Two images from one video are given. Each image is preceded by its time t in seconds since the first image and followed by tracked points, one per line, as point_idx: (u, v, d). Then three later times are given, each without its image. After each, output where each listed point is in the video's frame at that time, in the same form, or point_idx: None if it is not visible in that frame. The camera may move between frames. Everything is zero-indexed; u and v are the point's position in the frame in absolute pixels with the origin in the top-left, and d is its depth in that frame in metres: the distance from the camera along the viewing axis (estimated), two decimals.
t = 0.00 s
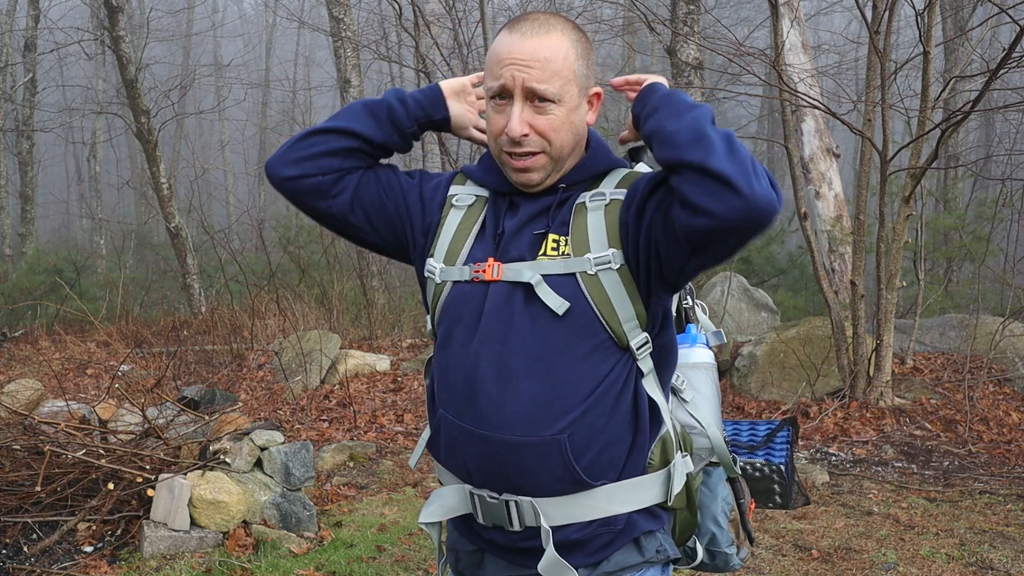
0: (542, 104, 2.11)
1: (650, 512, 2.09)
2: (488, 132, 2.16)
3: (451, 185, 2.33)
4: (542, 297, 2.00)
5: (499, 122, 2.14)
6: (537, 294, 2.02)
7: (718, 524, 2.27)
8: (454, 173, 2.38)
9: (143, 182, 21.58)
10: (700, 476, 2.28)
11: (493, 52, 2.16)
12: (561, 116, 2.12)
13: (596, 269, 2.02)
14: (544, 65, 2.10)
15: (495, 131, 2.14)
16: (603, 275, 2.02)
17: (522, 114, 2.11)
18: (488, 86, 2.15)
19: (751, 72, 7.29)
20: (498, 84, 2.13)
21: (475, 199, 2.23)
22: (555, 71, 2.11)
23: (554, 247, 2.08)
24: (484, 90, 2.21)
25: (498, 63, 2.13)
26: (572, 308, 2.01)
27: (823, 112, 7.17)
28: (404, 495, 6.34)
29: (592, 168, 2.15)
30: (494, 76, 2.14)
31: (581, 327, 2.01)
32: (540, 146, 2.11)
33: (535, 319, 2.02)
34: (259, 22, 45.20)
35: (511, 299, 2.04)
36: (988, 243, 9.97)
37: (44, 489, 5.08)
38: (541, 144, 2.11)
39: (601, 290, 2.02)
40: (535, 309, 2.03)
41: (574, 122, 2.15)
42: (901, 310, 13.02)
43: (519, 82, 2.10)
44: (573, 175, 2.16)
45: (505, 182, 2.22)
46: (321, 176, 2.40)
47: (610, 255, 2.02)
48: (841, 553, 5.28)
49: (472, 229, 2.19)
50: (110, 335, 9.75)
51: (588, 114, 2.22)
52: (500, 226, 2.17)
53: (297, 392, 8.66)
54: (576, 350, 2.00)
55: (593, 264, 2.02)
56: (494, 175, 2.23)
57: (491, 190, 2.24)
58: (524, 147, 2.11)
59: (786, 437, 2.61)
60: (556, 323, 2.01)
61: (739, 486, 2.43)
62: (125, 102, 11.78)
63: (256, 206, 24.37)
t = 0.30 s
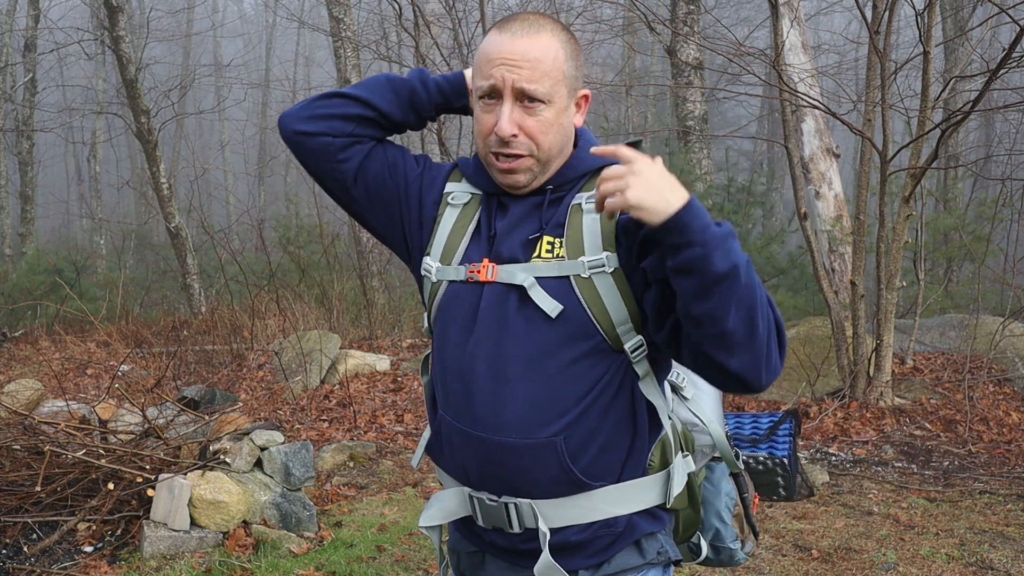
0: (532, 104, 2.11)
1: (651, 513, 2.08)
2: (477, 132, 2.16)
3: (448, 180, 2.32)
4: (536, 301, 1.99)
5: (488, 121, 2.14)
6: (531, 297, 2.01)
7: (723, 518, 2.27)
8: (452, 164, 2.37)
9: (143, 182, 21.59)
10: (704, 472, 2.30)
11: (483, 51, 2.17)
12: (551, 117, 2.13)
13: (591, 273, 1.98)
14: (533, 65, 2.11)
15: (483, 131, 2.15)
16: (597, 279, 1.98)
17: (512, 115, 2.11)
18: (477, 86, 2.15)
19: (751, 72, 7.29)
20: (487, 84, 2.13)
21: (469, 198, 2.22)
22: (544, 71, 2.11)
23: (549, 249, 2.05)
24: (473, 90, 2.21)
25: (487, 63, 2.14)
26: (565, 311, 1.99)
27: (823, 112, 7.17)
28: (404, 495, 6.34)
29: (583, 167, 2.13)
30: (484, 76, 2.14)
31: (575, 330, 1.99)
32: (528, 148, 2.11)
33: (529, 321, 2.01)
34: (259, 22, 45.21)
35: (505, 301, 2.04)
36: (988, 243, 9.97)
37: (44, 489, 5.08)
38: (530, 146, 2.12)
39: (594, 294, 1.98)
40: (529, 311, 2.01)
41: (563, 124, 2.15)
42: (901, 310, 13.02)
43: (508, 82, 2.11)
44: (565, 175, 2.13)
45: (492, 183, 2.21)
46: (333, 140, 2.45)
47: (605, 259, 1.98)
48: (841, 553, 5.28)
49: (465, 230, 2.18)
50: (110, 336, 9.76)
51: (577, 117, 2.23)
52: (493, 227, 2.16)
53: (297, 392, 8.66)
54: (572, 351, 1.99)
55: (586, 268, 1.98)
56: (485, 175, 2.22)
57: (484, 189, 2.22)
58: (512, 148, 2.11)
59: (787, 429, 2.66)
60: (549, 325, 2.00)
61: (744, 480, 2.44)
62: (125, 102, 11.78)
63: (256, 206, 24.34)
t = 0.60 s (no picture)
0: (548, 103, 2.10)
1: (645, 518, 2.07)
2: (494, 130, 2.14)
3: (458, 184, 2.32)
4: (544, 302, 1.99)
5: (505, 120, 2.12)
6: (538, 299, 2.01)
7: (724, 531, 2.30)
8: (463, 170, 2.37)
9: (143, 182, 21.59)
10: (709, 481, 2.31)
11: (500, 49, 2.16)
12: (568, 116, 2.11)
13: (599, 278, 1.98)
14: (551, 63, 2.10)
15: (500, 129, 2.13)
16: (606, 284, 1.98)
17: (529, 113, 2.09)
18: (494, 84, 2.14)
19: (751, 72, 7.29)
20: (504, 82, 2.12)
21: (479, 199, 2.22)
22: (562, 69, 2.10)
23: (559, 252, 2.05)
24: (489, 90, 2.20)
25: (506, 60, 2.13)
26: (572, 314, 1.99)
27: (823, 112, 7.17)
28: (404, 495, 6.34)
29: (597, 170, 2.13)
30: (501, 74, 2.13)
31: (578, 333, 1.99)
32: (545, 146, 2.09)
33: (535, 323, 2.01)
34: (259, 22, 45.20)
35: (510, 302, 2.04)
36: (988, 243, 9.97)
37: (44, 489, 5.08)
38: (546, 144, 2.10)
39: (604, 300, 1.98)
40: (536, 313, 2.01)
41: (580, 123, 2.13)
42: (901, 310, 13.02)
43: (526, 80, 2.10)
44: (580, 177, 2.13)
45: (509, 184, 2.20)
46: (320, 202, 2.46)
47: (614, 264, 1.98)
48: (841, 553, 5.28)
49: (476, 231, 2.19)
50: (110, 336, 9.76)
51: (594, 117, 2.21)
52: (504, 229, 2.17)
53: (297, 392, 8.66)
54: (573, 356, 1.98)
55: (596, 272, 1.98)
56: (499, 174, 2.21)
57: (497, 189, 2.22)
58: (528, 147, 2.09)
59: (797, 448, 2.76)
60: (555, 328, 1.99)
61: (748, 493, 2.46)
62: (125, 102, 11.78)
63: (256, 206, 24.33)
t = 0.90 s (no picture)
0: (565, 105, 2.09)
1: (655, 522, 2.07)
2: (508, 130, 2.13)
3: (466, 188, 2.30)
4: (554, 307, 1.97)
5: (520, 120, 2.11)
6: (548, 306, 1.99)
7: (738, 532, 2.25)
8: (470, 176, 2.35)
9: (143, 182, 21.60)
10: (722, 482, 2.26)
11: (518, 48, 2.14)
12: (583, 119, 2.10)
13: (608, 284, 1.94)
14: (570, 65, 2.09)
15: (514, 129, 2.11)
16: (615, 291, 1.94)
17: (545, 114, 2.08)
18: (510, 83, 2.12)
19: (751, 72, 7.29)
20: (521, 81, 2.10)
21: (487, 202, 2.21)
22: (581, 71, 2.09)
23: (569, 258, 2.02)
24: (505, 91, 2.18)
25: (522, 60, 2.12)
26: (582, 319, 1.96)
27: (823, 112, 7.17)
28: (404, 495, 6.34)
29: (610, 174, 2.09)
30: (518, 74, 2.11)
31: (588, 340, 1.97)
32: (559, 148, 2.08)
33: (548, 329, 1.99)
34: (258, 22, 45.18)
35: (521, 308, 2.02)
36: (988, 243, 9.97)
37: (44, 489, 5.08)
38: (561, 146, 2.08)
39: (613, 307, 1.94)
40: (548, 320, 2.00)
41: (596, 126, 2.12)
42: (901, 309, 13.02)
43: (544, 80, 2.08)
44: (592, 182, 2.10)
45: (521, 186, 2.18)
46: (368, 299, 2.41)
47: (624, 271, 1.93)
48: (841, 553, 5.28)
49: (485, 235, 2.17)
50: (110, 336, 9.76)
51: (610, 122, 2.21)
52: (514, 233, 2.14)
53: (297, 391, 8.66)
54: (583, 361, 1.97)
55: (605, 279, 1.94)
56: (510, 178, 2.20)
57: (505, 193, 2.21)
58: (543, 149, 2.08)
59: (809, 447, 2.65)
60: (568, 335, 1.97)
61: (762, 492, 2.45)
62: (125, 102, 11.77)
63: (256, 207, 24.28)
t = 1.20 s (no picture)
0: (575, 109, 2.04)
1: (658, 524, 2.04)
2: (515, 134, 2.08)
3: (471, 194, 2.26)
4: (554, 323, 1.94)
5: (529, 123, 2.06)
6: (549, 321, 1.96)
7: (757, 523, 2.27)
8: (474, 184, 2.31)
9: (143, 182, 21.60)
10: (743, 472, 2.28)
11: (530, 52, 2.10)
12: (592, 125, 2.05)
13: (608, 301, 1.91)
14: (582, 69, 2.04)
15: (522, 132, 2.06)
16: (614, 308, 1.91)
17: (554, 117, 2.03)
18: (521, 86, 2.08)
19: (751, 72, 7.29)
20: (532, 84, 2.06)
21: (491, 210, 2.17)
22: (592, 76, 2.05)
23: (570, 272, 1.99)
24: (513, 96, 2.14)
25: (535, 62, 2.07)
26: (582, 336, 1.94)
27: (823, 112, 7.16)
28: (404, 495, 6.34)
29: (614, 184, 2.04)
30: (529, 76, 2.07)
31: (589, 352, 1.94)
32: (566, 153, 2.02)
33: (550, 344, 1.96)
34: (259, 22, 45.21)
35: (522, 321, 1.98)
36: (988, 243, 9.97)
37: (44, 489, 5.07)
38: (568, 151, 2.03)
39: (613, 323, 1.92)
40: (547, 334, 1.97)
41: (603, 134, 2.07)
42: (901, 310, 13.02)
43: (555, 83, 2.04)
44: (596, 193, 2.04)
45: (524, 195, 2.13)
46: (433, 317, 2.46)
47: (623, 287, 1.90)
48: (841, 552, 5.28)
49: (489, 244, 2.14)
50: (110, 336, 9.76)
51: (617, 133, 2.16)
52: (517, 245, 2.11)
53: (297, 392, 8.66)
54: (583, 374, 1.95)
55: (604, 295, 1.91)
56: (514, 186, 2.15)
57: (508, 202, 2.17)
58: (550, 152, 2.02)
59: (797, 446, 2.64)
60: (568, 351, 1.95)
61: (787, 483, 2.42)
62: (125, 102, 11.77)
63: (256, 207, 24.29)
